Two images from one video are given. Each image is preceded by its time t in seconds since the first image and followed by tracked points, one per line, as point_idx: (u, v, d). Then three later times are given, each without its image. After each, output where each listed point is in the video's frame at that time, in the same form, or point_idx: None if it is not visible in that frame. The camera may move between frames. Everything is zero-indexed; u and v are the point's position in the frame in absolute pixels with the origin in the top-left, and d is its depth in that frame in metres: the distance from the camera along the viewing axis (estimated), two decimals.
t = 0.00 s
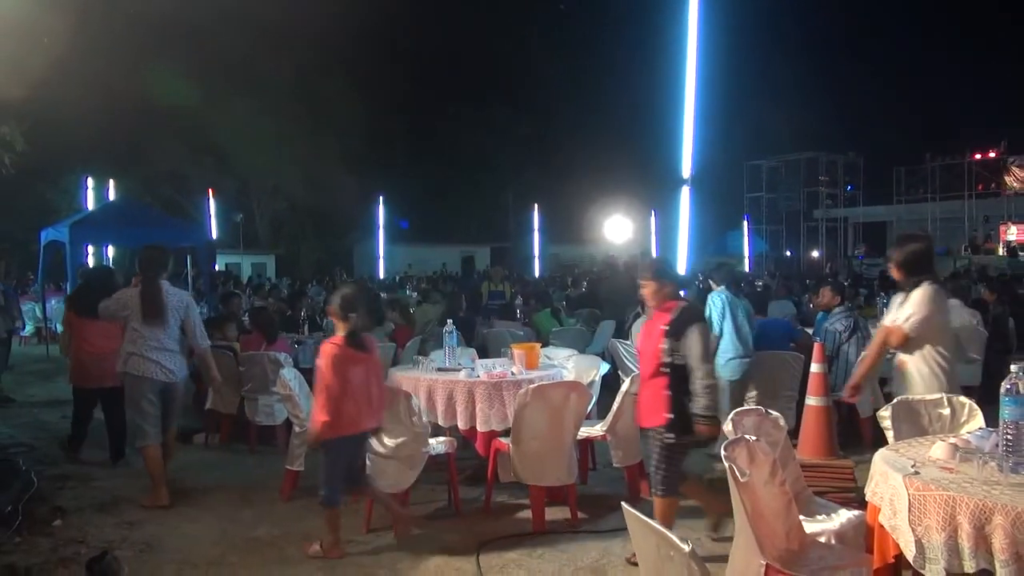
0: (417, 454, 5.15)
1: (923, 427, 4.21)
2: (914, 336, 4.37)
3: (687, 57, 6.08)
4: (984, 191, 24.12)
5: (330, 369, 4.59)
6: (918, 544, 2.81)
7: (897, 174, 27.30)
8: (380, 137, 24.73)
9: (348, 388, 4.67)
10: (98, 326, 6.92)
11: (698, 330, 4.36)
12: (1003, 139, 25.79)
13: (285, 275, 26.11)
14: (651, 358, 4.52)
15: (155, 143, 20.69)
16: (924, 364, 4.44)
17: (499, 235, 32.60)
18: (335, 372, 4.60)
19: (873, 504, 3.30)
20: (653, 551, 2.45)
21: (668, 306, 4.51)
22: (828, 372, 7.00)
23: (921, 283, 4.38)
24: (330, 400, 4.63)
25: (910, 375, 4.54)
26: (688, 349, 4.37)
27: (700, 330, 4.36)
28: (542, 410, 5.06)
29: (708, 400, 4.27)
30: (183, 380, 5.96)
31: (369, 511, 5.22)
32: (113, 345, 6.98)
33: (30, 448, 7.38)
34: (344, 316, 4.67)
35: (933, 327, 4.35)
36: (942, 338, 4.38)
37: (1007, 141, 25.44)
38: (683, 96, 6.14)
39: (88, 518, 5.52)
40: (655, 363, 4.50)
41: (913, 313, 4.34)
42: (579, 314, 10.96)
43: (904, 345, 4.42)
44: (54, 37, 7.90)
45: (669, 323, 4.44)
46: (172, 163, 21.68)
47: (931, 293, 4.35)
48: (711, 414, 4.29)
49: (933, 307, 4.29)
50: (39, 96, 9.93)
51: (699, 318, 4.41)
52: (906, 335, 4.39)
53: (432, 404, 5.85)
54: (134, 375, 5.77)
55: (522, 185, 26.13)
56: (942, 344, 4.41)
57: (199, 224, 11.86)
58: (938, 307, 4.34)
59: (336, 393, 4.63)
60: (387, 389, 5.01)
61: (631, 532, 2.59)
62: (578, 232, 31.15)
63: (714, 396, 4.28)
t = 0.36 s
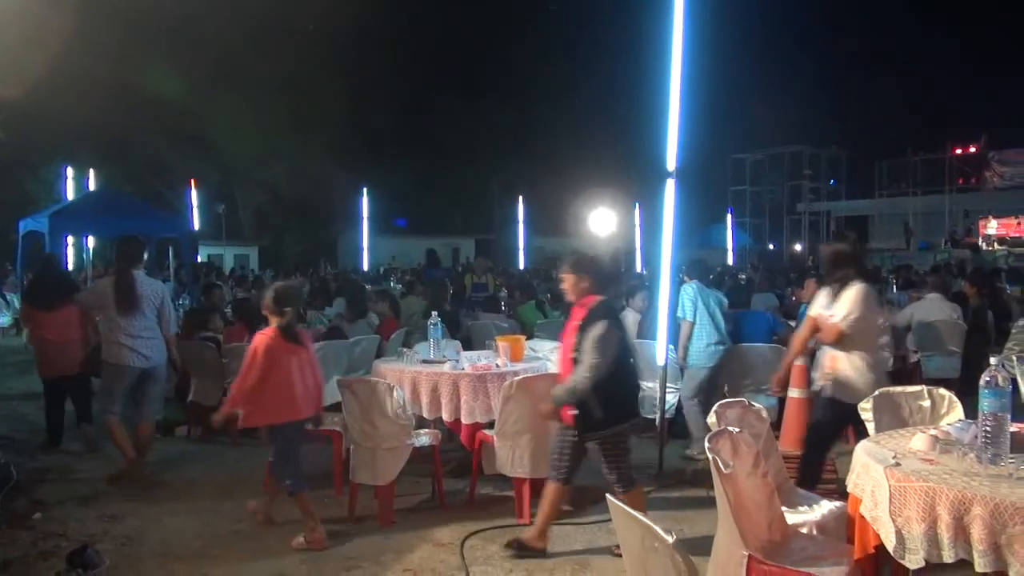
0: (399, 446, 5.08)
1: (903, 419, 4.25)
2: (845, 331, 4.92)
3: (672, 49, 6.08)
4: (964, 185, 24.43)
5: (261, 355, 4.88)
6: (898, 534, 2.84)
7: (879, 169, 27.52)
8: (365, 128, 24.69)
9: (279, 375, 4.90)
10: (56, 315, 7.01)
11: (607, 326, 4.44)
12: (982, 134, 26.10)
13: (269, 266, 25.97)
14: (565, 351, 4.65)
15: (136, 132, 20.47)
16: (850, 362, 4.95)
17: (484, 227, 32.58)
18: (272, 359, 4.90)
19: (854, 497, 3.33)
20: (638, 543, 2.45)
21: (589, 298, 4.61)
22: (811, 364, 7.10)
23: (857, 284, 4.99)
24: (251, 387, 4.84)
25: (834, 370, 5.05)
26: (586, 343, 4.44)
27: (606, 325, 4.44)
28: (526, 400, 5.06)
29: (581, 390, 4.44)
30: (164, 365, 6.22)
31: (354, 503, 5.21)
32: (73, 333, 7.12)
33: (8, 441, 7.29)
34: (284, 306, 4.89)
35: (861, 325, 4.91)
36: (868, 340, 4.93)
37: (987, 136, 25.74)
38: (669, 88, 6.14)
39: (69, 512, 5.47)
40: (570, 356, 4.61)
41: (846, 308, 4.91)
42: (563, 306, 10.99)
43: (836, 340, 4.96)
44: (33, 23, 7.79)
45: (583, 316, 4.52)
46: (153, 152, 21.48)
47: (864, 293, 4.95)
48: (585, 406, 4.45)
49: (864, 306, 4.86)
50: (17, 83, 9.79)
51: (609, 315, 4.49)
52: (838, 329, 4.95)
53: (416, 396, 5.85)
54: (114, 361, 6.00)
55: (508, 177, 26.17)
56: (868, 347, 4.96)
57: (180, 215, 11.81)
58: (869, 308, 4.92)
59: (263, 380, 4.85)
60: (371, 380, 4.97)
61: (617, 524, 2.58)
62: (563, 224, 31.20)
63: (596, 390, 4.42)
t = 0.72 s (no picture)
0: (388, 446, 5.06)
1: (886, 417, 4.29)
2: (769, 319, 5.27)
3: (659, 49, 6.10)
4: (947, 185, 24.65)
5: (211, 350, 5.20)
6: (881, 531, 2.87)
7: (864, 168, 27.70)
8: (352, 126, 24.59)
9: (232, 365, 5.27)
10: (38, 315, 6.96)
11: (525, 317, 4.48)
12: (966, 134, 26.32)
13: (254, 264, 25.84)
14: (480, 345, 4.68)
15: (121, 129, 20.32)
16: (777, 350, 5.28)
17: (471, 226, 32.57)
18: (220, 351, 5.24)
19: (838, 495, 3.35)
20: (624, 541, 2.45)
21: (505, 293, 4.67)
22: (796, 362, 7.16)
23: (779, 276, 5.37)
24: (216, 377, 5.17)
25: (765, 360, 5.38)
26: (505, 337, 4.50)
27: (525, 317, 4.48)
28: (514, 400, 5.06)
29: (508, 390, 4.44)
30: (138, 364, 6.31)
31: (339, 503, 5.19)
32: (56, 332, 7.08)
33: None
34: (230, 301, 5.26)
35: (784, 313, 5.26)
36: (793, 328, 5.27)
37: (970, 136, 25.96)
38: (655, 87, 6.16)
39: (52, 512, 5.42)
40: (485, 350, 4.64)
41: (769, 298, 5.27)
42: (552, 304, 10.99)
43: (763, 329, 5.30)
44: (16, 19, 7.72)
45: (498, 309, 4.59)
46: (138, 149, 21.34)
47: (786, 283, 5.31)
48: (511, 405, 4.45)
49: (786, 295, 5.22)
50: None
51: (527, 307, 4.53)
52: (763, 319, 5.29)
53: (403, 395, 5.84)
54: (88, 359, 6.07)
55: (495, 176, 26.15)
56: (793, 335, 5.29)
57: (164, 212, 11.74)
58: (791, 297, 5.28)
59: (221, 373, 5.18)
60: (358, 380, 4.97)
61: (602, 523, 2.59)
62: (550, 222, 31.23)
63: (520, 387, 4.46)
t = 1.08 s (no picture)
0: (381, 447, 5.05)
1: (877, 417, 4.32)
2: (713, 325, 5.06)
3: (650, 49, 6.11)
4: (937, 185, 24.80)
5: (151, 349, 5.47)
6: (873, 530, 2.89)
7: (855, 168, 27.85)
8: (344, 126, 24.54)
9: (173, 367, 5.52)
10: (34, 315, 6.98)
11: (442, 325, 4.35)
12: (955, 135, 26.48)
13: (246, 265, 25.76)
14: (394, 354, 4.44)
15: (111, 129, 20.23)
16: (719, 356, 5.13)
17: (463, 226, 32.60)
18: (159, 351, 5.49)
19: (830, 494, 3.37)
20: (617, 541, 2.47)
21: (420, 298, 4.44)
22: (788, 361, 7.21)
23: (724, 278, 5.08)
24: (156, 375, 5.44)
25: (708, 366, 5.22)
26: (418, 348, 4.31)
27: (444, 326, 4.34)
28: (506, 400, 5.06)
29: (432, 403, 4.31)
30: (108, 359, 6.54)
31: (332, 504, 5.18)
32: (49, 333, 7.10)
33: None
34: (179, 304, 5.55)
35: (726, 319, 5.05)
36: (735, 332, 5.09)
37: (960, 136, 26.13)
38: (647, 87, 6.17)
39: (43, 514, 5.40)
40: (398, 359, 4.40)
41: (711, 303, 5.04)
42: (544, 305, 11.00)
43: (706, 336, 5.10)
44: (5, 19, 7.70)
45: (413, 319, 4.36)
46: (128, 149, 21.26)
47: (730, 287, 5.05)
48: (436, 415, 4.34)
49: (730, 301, 4.97)
50: None
51: (441, 316, 4.36)
52: (706, 325, 5.09)
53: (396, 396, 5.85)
54: (56, 354, 6.32)
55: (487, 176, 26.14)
56: (735, 340, 5.12)
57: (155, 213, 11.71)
58: (734, 302, 5.03)
59: (158, 371, 5.45)
60: (351, 381, 4.96)
61: (595, 523, 2.59)
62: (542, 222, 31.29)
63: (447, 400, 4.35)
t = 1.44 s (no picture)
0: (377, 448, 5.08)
1: (873, 417, 4.33)
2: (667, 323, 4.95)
3: (647, 50, 6.12)
4: (931, 186, 24.89)
5: (115, 344, 5.53)
6: (868, 530, 2.90)
7: (850, 169, 27.92)
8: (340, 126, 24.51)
9: (133, 367, 5.54)
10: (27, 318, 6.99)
11: (333, 323, 4.39)
12: (950, 135, 26.59)
13: (241, 265, 25.69)
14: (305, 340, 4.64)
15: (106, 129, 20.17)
16: (672, 356, 4.98)
17: (459, 226, 32.62)
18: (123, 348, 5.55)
19: (826, 493, 3.38)
20: (613, 541, 2.47)
21: (341, 295, 4.54)
22: (784, 361, 7.23)
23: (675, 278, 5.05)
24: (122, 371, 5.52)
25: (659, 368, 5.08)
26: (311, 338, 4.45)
27: (331, 325, 4.38)
28: (504, 400, 5.07)
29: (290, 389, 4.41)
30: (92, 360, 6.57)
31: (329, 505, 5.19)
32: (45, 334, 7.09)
33: None
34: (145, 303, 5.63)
35: (678, 317, 4.96)
36: (687, 335, 4.99)
37: (954, 137, 26.23)
38: (644, 88, 6.18)
39: (39, 516, 5.39)
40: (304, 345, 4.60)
41: (663, 301, 4.97)
42: (540, 305, 11.01)
43: (658, 335, 4.99)
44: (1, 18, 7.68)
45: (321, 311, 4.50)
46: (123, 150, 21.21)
47: (682, 286, 5.01)
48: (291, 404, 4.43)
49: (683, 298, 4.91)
50: None
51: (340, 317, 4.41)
52: (658, 324, 4.98)
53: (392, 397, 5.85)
54: (45, 355, 6.28)
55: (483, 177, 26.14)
56: (686, 344, 5.00)
57: (149, 213, 11.68)
58: (686, 299, 4.99)
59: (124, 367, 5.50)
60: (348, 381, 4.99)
61: (592, 523, 2.60)
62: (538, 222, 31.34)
63: (320, 394, 4.45)
